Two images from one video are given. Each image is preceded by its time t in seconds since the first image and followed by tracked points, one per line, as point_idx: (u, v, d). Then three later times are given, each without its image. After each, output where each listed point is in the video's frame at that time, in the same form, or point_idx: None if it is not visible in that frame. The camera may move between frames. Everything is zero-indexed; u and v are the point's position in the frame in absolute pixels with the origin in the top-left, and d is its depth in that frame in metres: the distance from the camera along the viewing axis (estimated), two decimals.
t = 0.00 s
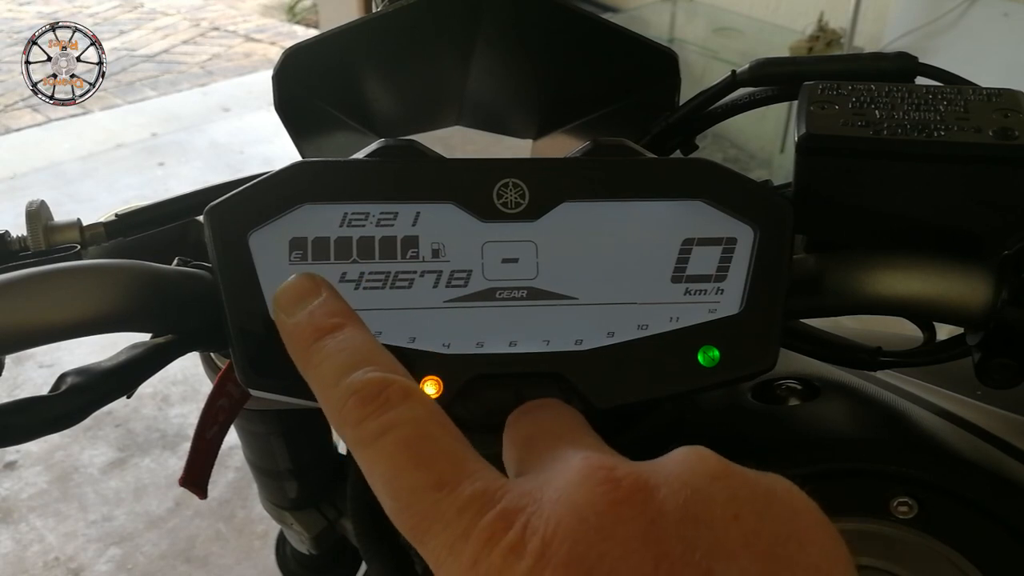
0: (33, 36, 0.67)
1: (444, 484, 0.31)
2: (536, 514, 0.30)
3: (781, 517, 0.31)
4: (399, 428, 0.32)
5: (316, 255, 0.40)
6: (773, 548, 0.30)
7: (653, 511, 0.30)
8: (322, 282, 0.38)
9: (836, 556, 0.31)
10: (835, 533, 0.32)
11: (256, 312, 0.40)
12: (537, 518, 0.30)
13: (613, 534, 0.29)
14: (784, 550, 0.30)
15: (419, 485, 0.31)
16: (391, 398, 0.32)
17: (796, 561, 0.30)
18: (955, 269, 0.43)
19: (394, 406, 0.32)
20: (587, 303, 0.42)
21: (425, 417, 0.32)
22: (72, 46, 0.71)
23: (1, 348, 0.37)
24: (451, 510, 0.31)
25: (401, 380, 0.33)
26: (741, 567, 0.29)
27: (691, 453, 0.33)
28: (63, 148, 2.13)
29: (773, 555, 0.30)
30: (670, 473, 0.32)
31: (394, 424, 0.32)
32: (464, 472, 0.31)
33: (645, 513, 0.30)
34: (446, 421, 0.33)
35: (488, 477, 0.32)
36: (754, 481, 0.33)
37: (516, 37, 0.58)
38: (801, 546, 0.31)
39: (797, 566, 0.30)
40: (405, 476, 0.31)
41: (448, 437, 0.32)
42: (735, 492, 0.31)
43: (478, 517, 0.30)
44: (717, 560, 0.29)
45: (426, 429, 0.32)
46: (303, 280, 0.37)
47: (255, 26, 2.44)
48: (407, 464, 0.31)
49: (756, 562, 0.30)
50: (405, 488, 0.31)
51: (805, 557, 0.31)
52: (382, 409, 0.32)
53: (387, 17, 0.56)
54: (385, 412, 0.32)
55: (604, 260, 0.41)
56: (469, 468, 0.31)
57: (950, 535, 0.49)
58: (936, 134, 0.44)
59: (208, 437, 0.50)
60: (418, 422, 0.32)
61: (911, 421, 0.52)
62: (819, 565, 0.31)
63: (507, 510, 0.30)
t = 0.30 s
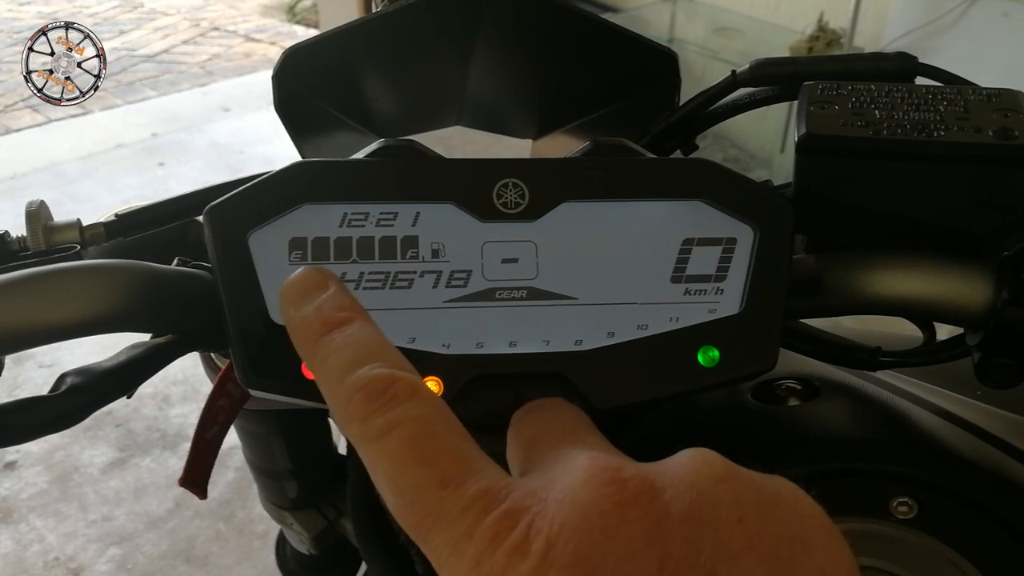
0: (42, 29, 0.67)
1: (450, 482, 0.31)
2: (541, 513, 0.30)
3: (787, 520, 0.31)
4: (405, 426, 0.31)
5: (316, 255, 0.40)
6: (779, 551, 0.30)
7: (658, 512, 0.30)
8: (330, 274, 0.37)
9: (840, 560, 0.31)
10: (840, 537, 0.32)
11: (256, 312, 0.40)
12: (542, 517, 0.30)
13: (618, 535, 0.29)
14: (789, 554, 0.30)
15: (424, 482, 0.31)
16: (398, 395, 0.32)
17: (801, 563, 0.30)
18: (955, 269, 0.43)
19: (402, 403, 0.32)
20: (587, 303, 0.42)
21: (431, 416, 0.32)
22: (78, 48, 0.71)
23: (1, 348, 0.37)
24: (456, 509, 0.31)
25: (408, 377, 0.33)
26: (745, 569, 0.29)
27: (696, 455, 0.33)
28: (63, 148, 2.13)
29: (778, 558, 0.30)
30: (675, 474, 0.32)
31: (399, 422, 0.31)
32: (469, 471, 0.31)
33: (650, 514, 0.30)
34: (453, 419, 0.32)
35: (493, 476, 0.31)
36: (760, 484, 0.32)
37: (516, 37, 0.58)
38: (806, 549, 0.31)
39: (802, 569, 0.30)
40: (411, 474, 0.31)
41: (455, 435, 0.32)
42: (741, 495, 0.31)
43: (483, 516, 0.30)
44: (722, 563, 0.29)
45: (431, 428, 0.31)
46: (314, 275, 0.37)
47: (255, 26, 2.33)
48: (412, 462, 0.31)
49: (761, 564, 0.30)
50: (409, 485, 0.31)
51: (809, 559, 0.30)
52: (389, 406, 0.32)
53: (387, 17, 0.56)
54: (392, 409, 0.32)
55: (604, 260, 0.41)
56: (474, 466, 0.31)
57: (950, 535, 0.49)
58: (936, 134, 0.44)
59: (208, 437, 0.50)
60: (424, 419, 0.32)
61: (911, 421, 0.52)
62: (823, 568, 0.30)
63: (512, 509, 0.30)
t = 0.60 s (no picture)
0: (54, 24, 0.67)
1: (486, 463, 0.31)
2: (569, 512, 0.30)
3: (812, 537, 0.31)
4: (461, 398, 0.31)
5: (316, 255, 0.40)
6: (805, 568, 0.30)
7: (691, 521, 0.30)
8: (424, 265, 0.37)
9: None
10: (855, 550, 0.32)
11: (256, 312, 0.40)
12: (570, 517, 0.30)
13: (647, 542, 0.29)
14: (813, 566, 0.30)
15: (462, 459, 0.31)
16: (460, 368, 0.32)
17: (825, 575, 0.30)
18: (955, 269, 0.43)
19: (462, 376, 0.32)
20: (587, 303, 0.42)
21: (489, 394, 0.31)
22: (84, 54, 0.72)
23: (1, 348, 0.37)
24: (486, 494, 0.30)
25: (475, 357, 0.32)
26: None
27: (720, 462, 0.33)
28: (63, 148, 2.13)
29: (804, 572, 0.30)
30: (704, 482, 0.31)
31: (454, 394, 0.31)
32: (509, 459, 0.31)
33: (682, 522, 0.30)
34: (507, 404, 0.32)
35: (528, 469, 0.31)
36: (787, 496, 0.32)
37: (516, 37, 0.58)
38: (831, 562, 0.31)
39: None
40: (450, 446, 0.31)
41: (504, 420, 0.31)
42: (771, 508, 0.31)
43: (509, 505, 0.30)
44: None
45: (485, 405, 0.31)
46: (407, 263, 0.36)
47: (255, 26, 2.39)
48: (453, 434, 0.31)
49: None
50: (445, 459, 0.31)
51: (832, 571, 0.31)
52: (448, 378, 0.32)
53: (387, 17, 0.56)
54: (452, 379, 0.32)
55: (604, 260, 0.41)
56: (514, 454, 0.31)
57: (951, 535, 0.49)
58: (936, 134, 0.44)
59: (208, 437, 0.50)
60: (476, 394, 0.31)
61: (911, 421, 0.52)
62: None
63: (542, 504, 0.30)
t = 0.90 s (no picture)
0: (71, 25, 0.67)
1: (461, 478, 0.30)
2: (555, 515, 0.30)
3: (798, 531, 0.32)
4: (420, 421, 0.31)
5: (316, 255, 0.40)
6: (792, 562, 0.31)
7: (676, 517, 0.30)
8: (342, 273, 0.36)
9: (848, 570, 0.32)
10: (843, 544, 0.33)
11: (256, 312, 0.40)
12: (556, 519, 0.30)
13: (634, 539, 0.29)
14: (799, 560, 0.31)
15: (437, 478, 0.30)
16: (414, 389, 0.31)
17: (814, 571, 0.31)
18: (955, 269, 0.43)
19: (415, 399, 0.31)
20: (587, 303, 0.42)
21: (447, 410, 0.31)
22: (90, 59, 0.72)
23: (1, 348, 0.37)
24: (468, 506, 0.30)
25: (424, 374, 0.32)
26: None
27: (706, 462, 0.33)
28: (63, 148, 2.13)
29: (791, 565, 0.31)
30: (690, 481, 0.32)
31: (414, 416, 0.31)
32: (484, 469, 0.31)
33: (668, 518, 0.30)
34: (464, 414, 0.32)
35: (505, 475, 0.31)
36: (771, 493, 0.33)
37: (516, 37, 0.58)
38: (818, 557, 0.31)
39: None
40: (423, 467, 0.30)
41: (467, 433, 0.31)
42: (755, 504, 0.32)
43: (494, 514, 0.30)
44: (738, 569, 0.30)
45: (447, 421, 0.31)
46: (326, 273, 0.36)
47: (255, 26, 2.36)
48: (422, 456, 0.30)
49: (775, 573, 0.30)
50: (421, 481, 0.30)
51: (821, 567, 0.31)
52: (404, 402, 0.31)
53: (387, 17, 0.56)
54: (407, 403, 0.31)
55: (604, 260, 0.41)
56: (487, 463, 0.31)
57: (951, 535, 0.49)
58: (936, 134, 0.44)
59: (208, 437, 0.50)
60: (437, 415, 0.31)
61: (911, 421, 0.52)
62: None
63: (525, 509, 0.30)
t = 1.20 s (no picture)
0: (85, 30, 0.68)
1: (463, 466, 0.31)
2: (556, 500, 0.30)
3: (798, 519, 0.31)
4: (423, 414, 0.31)
5: (316, 255, 0.40)
6: (792, 550, 0.30)
7: (674, 504, 0.30)
8: (336, 268, 0.37)
9: (850, 561, 0.31)
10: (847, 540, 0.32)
11: (256, 312, 0.40)
12: (557, 503, 0.30)
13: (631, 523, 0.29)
14: (798, 547, 0.30)
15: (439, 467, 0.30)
16: (416, 382, 0.32)
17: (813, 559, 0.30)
18: (955, 269, 0.43)
19: (417, 392, 0.32)
20: (587, 303, 0.42)
21: (449, 401, 0.32)
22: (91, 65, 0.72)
23: (1, 348, 0.37)
24: (470, 492, 0.30)
25: (423, 368, 0.33)
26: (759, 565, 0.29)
27: (707, 452, 0.33)
28: (63, 148, 2.13)
29: (791, 553, 0.30)
30: (689, 469, 0.32)
31: (417, 409, 0.31)
32: (485, 457, 0.31)
33: (665, 505, 0.30)
34: (464, 406, 0.32)
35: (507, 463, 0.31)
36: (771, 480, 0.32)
37: (516, 37, 0.58)
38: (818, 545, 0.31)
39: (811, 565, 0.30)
40: (426, 457, 0.30)
41: (469, 424, 0.32)
42: (754, 491, 0.31)
43: (496, 499, 0.30)
44: (735, 556, 0.29)
45: (450, 412, 0.31)
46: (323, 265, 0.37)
47: (255, 26, 2.44)
48: (426, 447, 0.31)
49: (774, 561, 0.30)
50: (424, 471, 0.30)
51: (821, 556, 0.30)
52: (406, 395, 0.32)
53: (387, 17, 0.56)
54: (409, 397, 0.31)
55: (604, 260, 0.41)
56: (489, 451, 0.31)
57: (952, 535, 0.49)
58: (936, 134, 0.44)
59: (208, 437, 0.50)
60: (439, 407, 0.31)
61: (911, 421, 0.52)
62: (834, 566, 0.30)
63: (527, 494, 0.30)
